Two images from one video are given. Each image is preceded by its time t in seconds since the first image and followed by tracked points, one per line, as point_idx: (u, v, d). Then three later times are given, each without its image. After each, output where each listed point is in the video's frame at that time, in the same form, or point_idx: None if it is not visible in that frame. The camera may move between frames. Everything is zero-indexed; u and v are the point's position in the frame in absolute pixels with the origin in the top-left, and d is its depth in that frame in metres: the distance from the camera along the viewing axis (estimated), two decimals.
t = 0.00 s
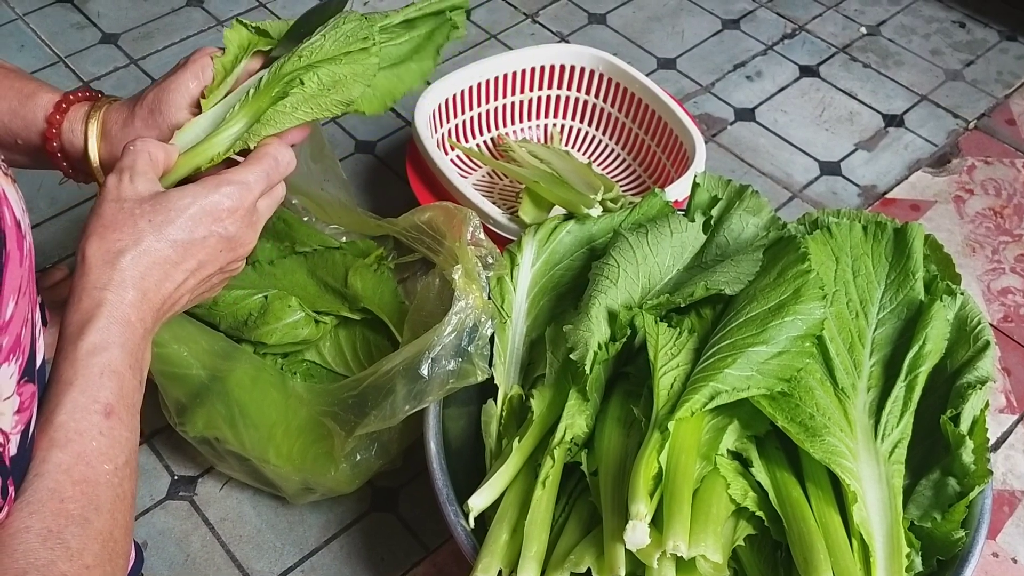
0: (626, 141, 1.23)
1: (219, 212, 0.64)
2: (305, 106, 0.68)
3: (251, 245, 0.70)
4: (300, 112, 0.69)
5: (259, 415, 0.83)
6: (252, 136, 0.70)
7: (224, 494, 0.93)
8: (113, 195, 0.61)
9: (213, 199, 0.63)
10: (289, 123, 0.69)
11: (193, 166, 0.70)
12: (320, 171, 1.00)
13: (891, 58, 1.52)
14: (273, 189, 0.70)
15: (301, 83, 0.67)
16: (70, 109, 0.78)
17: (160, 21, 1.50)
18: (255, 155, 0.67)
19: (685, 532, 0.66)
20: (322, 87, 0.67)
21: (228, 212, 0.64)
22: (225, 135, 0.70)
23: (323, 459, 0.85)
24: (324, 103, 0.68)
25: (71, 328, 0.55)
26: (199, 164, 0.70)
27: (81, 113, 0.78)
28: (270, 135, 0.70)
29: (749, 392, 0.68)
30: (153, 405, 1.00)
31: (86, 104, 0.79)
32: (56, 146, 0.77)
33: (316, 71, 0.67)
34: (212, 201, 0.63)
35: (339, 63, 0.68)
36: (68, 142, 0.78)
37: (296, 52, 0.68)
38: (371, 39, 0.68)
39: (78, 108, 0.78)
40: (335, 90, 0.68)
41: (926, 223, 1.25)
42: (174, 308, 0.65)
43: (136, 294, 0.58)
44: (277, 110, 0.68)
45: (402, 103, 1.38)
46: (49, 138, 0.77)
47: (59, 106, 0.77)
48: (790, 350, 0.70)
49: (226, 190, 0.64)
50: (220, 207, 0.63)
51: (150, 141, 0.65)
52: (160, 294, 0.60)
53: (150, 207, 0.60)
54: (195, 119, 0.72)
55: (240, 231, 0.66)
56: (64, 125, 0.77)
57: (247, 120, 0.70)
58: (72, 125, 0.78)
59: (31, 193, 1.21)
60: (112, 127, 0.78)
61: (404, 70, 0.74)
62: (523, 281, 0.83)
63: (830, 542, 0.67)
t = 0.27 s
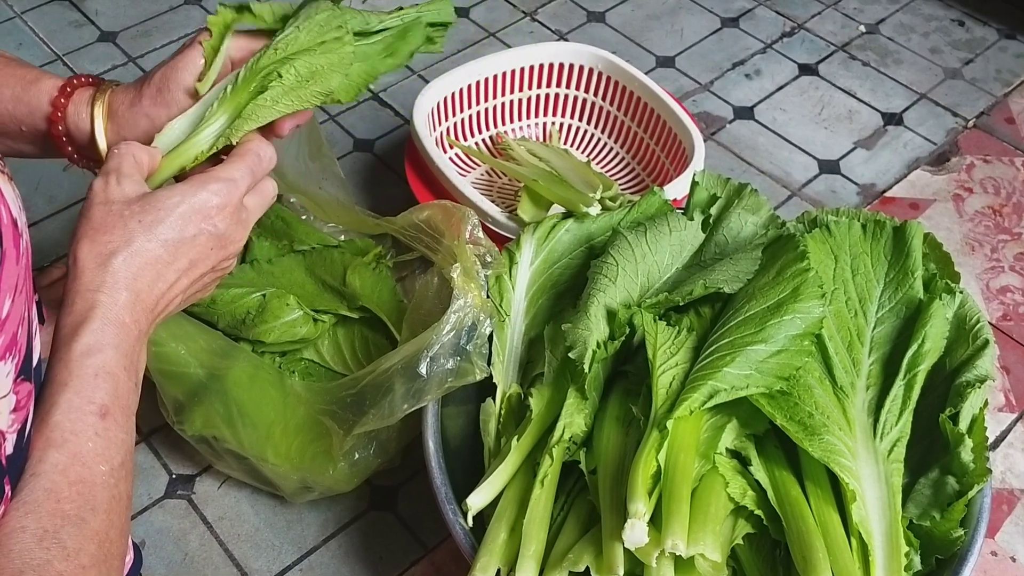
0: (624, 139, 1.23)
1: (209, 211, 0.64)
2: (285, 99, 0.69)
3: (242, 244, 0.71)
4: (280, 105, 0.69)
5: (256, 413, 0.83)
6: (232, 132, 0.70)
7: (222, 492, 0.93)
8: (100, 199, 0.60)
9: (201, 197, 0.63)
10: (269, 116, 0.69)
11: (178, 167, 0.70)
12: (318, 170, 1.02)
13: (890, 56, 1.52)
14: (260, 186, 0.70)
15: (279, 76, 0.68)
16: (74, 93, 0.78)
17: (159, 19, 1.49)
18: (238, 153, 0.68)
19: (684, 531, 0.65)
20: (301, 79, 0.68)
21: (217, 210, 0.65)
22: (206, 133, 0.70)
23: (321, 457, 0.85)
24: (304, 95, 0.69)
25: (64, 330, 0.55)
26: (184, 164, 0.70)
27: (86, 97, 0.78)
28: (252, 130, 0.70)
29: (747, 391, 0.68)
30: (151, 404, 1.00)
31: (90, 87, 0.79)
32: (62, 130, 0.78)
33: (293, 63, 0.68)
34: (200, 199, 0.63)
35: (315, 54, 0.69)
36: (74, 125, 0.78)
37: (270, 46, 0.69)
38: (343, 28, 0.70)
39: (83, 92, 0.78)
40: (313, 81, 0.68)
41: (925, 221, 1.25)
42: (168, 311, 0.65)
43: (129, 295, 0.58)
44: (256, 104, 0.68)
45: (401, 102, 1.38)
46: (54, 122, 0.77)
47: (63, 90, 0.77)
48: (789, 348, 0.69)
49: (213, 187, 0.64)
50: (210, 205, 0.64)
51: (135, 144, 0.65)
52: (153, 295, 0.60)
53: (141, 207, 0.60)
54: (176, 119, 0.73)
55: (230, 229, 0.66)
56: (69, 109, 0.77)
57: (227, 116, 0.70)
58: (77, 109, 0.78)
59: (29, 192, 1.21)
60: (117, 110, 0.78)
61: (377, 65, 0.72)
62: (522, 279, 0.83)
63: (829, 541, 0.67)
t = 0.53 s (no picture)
0: (624, 137, 1.23)
1: (228, 219, 0.61)
2: (311, 102, 0.63)
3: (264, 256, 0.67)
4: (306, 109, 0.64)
5: (255, 411, 0.83)
6: (259, 139, 0.65)
7: (222, 490, 0.93)
8: (122, 201, 0.58)
9: (220, 206, 0.60)
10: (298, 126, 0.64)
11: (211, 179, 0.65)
12: (317, 167, 0.99)
13: (890, 54, 1.52)
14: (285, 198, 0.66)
15: (302, 79, 0.61)
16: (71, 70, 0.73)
17: (157, 17, 1.49)
18: (259, 163, 0.64)
19: (683, 529, 0.65)
20: (325, 81, 0.62)
21: (236, 220, 0.61)
22: (234, 142, 0.65)
23: (321, 456, 0.85)
24: (327, 96, 0.63)
25: (71, 337, 0.53)
26: (221, 176, 0.65)
27: (81, 74, 0.74)
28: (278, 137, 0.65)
29: (747, 389, 0.68)
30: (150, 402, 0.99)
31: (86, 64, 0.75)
32: (57, 108, 0.73)
33: (314, 63, 0.61)
34: (219, 208, 0.60)
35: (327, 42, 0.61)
36: (71, 103, 0.74)
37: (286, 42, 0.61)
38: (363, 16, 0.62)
39: (79, 70, 0.74)
40: (337, 82, 0.62)
41: (925, 219, 1.25)
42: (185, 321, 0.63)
43: (139, 306, 0.56)
44: (283, 111, 0.63)
45: (400, 100, 1.37)
46: (51, 99, 0.72)
47: (59, 66, 0.73)
48: (789, 347, 0.69)
49: (233, 196, 0.61)
50: (228, 214, 0.60)
51: (166, 152, 0.62)
52: (166, 304, 0.58)
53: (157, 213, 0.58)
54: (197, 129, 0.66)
55: (249, 239, 0.63)
56: (65, 86, 0.73)
57: (252, 124, 0.64)
58: (74, 88, 0.73)
59: (28, 189, 1.20)
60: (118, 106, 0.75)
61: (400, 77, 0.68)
62: (521, 278, 0.83)
63: (829, 540, 0.67)
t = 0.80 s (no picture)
0: (624, 136, 1.23)
1: (247, 243, 0.62)
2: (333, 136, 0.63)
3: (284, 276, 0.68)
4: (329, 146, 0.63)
5: (255, 411, 0.82)
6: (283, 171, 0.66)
7: (222, 490, 0.93)
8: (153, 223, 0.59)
9: (241, 232, 0.61)
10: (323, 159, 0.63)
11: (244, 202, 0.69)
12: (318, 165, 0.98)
13: (890, 53, 1.52)
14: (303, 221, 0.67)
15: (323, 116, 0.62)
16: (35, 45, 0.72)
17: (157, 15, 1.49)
18: (287, 185, 0.64)
19: (683, 529, 0.65)
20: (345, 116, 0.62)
21: (256, 244, 0.62)
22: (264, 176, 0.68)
23: (320, 455, 0.85)
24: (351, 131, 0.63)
25: (80, 360, 0.53)
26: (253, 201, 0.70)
27: (46, 50, 0.72)
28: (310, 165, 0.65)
29: (747, 388, 0.68)
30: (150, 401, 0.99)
31: (50, 41, 0.72)
32: (20, 84, 0.71)
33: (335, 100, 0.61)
34: (242, 235, 0.61)
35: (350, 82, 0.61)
36: (34, 78, 0.72)
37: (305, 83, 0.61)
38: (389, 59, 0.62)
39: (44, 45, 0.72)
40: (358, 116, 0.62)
41: (925, 219, 1.24)
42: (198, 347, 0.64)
43: (152, 332, 0.56)
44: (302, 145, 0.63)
45: (400, 99, 1.37)
46: (13, 75, 0.70)
47: (23, 43, 0.71)
48: (789, 346, 0.69)
49: (255, 222, 0.61)
50: (249, 238, 0.61)
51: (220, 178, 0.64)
52: (177, 334, 0.58)
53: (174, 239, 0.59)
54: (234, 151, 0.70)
55: (268, 264, 0.64)
56: (29, 62, 0.71)
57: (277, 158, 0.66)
58: (38, 64, 0.71)
59: (28, 188, 1.20)
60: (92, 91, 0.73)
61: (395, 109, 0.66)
62: (521, 278, 0.83)
63: (828, 539, 0.67)
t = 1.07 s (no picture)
0: (623, 137, 1.23)
1: (250, 243, 0.61)
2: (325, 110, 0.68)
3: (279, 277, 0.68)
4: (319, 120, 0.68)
5: (253, 412, 0.83)
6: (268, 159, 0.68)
7: (220, 490, 0.93)
8: (141, 223, 0.57)
9: (244, 231, 0.60)
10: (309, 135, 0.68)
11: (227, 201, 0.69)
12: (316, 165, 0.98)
13: (888, 54, 1.52)
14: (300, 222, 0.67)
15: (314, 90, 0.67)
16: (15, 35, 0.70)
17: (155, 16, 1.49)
18: (285, 187, 0.65)
19: (681, 529, 0.65)
20: (337, 93, 0.68)
21: (258, 244, 0.62)
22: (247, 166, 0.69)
23: (318, 456, 0.85)
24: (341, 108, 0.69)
25: (87, 360, 0.53)
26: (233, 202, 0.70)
27: (26, 41, 0.70)
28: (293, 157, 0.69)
29: (745, 389, 0.68)
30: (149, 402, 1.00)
31: (29, 31, 0.71)
32: None
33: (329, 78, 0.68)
34: (243, 233, 0.60)
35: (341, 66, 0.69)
36: (12, 68, 0.69)
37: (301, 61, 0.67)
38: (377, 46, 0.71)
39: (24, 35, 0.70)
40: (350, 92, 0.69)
41: (923, 220, 1.25)
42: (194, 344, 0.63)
43: (161, 332, 0.56)
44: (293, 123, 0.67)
45: (398, 100, 1.37)
46: None
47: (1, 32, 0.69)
48: (786, 347, 0.69)
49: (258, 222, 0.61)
50: (252, 238, 0.61)
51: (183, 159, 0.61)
52: (184, 331, 0.58)
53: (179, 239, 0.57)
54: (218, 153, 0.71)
55: (267, 263, 0.64)
56: (7, 52, 0.69)
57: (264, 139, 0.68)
58: (16, 53, 0.69)
59: (27, 189, 1.20)
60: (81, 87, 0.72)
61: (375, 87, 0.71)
62: (520, 279, 0.83)
63: (826, 540, 0.67)
